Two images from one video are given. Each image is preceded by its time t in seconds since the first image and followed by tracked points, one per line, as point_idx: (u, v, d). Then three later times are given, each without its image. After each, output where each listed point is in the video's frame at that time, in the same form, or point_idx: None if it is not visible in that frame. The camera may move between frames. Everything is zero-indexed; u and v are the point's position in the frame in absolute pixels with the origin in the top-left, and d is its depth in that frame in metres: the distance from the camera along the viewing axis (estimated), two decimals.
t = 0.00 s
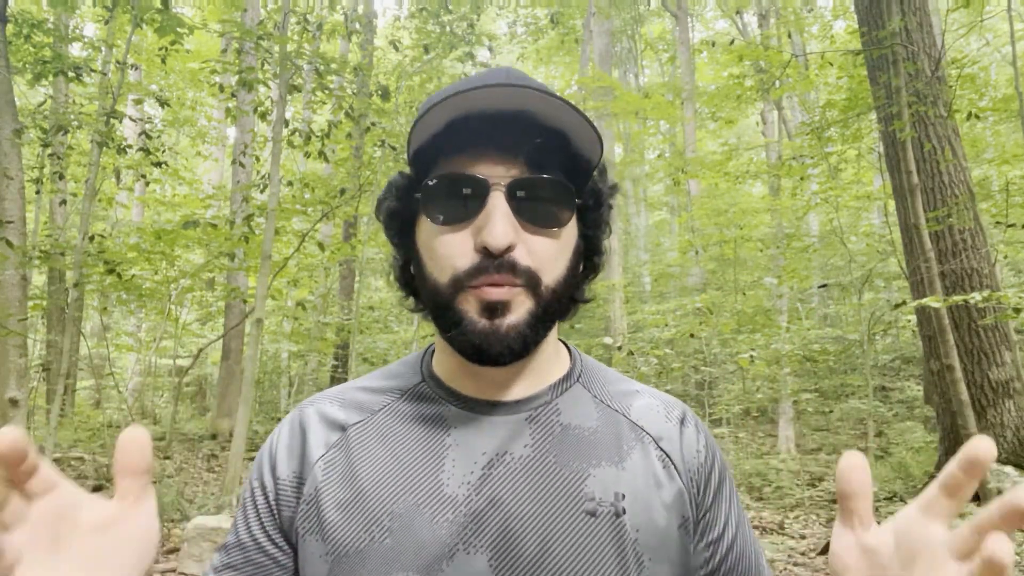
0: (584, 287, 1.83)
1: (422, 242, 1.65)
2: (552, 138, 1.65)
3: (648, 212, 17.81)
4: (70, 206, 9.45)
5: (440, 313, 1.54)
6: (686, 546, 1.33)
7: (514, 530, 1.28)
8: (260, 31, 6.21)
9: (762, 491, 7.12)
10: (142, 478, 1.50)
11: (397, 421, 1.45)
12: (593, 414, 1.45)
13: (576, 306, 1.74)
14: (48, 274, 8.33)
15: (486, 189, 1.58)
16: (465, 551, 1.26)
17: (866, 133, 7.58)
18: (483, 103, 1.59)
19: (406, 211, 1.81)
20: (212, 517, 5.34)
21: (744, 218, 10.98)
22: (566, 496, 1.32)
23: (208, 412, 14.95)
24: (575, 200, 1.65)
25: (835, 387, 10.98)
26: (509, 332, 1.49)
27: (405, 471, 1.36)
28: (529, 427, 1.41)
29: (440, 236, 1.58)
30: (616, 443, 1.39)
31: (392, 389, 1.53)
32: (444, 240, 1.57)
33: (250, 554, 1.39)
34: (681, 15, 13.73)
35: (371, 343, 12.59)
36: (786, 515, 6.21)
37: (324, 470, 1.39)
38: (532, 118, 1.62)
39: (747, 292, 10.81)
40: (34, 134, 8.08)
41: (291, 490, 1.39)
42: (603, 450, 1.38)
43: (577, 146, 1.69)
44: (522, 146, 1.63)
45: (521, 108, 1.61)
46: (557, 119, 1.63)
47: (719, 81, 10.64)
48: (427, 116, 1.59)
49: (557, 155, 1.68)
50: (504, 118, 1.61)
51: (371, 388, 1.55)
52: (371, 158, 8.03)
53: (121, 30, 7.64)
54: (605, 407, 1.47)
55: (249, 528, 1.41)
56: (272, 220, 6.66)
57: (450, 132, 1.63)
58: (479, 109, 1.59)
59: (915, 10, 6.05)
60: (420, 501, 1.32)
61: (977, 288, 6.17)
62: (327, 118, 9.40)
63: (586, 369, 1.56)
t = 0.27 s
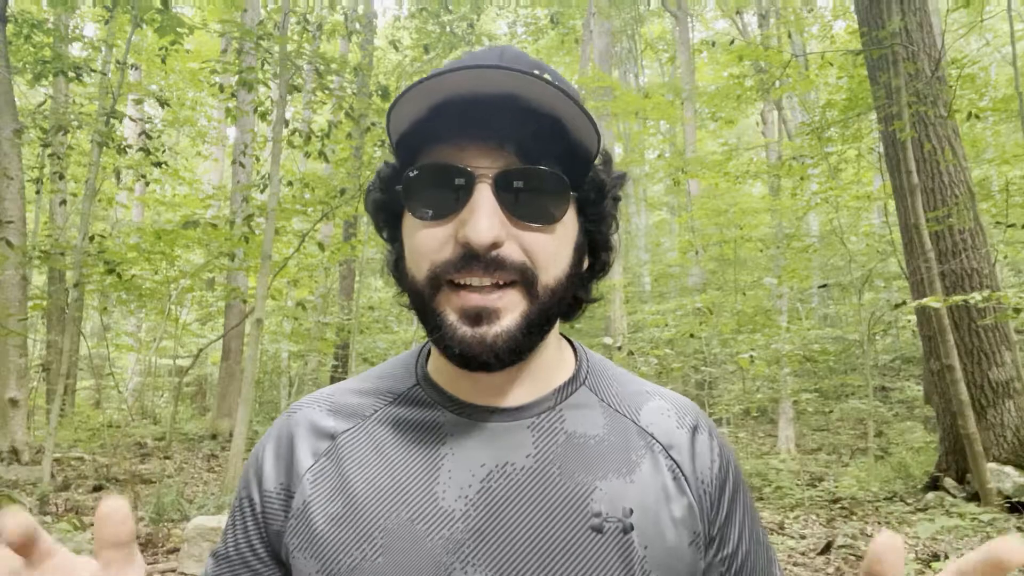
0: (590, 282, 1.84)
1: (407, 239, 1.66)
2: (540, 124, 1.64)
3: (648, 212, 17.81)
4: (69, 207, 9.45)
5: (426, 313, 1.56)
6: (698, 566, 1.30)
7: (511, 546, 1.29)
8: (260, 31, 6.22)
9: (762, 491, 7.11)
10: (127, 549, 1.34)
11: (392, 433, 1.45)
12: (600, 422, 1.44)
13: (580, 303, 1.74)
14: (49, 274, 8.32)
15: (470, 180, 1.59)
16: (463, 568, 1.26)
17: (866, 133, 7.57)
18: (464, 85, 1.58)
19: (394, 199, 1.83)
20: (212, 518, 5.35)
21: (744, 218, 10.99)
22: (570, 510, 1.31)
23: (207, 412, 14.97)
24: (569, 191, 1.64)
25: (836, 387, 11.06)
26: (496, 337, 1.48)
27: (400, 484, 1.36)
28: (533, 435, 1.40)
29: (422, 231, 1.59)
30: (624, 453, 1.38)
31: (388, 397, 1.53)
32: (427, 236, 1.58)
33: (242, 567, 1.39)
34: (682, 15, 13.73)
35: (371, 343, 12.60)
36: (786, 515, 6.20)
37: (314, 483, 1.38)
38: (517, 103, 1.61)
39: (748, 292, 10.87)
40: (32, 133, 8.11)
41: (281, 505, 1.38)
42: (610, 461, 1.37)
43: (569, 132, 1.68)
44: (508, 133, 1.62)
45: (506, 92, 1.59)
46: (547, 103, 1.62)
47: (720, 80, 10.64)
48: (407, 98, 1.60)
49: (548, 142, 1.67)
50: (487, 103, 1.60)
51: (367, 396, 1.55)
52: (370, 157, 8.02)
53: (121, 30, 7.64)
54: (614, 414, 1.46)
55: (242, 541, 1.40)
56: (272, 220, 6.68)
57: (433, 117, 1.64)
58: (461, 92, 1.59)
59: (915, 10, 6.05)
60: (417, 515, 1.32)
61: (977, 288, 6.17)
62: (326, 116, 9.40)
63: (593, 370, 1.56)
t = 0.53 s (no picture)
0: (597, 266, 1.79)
1: (437, 240, 1.61)
2: (564, 133, 1.63)
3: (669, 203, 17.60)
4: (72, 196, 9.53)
5: (458, 308, 1.51)
6: (704, 542, 1.32)
7: (528, 524, 1.28)
8: (268, 15, 6.22)
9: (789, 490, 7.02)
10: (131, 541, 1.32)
11: (408, 413, 1.45)
12: (610, 408, 1.42)
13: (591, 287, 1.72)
14: (52, 267, 8.33)
15: (503, 184, 1.55)
16: (479, 544, 1.26)
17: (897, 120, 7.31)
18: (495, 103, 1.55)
19: (418, 207, 1.77)
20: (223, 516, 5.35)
21: (771, 208, 10.76)
22: (583, 489, 1.31)
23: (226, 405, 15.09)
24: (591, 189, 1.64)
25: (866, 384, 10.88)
26: (532, 317, 1.46)
27: (417, 462, 1.36)
28: (545, 419, 1.39)
29: (456, 232, 1.54)
30: (634, 437, 1.37)
31: (401, 383, 1.52)
32: (460, 236, 1.53)
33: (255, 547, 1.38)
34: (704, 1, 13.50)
35: (384, 338, 12.58)
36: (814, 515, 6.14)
37: (334, 461, 1.38)
38: (543, 114, 1.59)
39: (774, 285, 10.70)
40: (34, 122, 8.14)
41: (300, 483, 1.39)
42: (622, 443, 1.36)
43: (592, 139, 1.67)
44: (536, 143, 1.60)
45: (533, 106, 1.57)
46: (572, 112, 1.61)
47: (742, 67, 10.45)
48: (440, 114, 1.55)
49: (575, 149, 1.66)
50: (516, 114, 1.57)
51: (381, 381, 1.54)
52: (383, 146, 7.95)
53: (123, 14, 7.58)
54: (622, 401, 1.44)
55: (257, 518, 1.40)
56: (282, 211, 6.68)
57: (463, 131, 1.58)
58: (491, 107, 1.55)
59: None
60: (434, 492, 1.32)
61: (1011, 280, 6.01)
62: (342, 106, 9.36)
63: (604, 363, 1.54)
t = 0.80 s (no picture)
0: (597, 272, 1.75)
1: (432, 231, 1.61)
2: (565, 119, 1.63)
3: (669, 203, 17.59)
4: (73, 197, 9.55)
5: (453, 302, 1.50)
6: (709, 550, 1.29)
7: (528, 531, 1.25)
8: (268, 15, 6.22)
9: (790, 491, 7.04)
10: None
11: (404, 418, 1.42)
12: (610, 411, 1.41)
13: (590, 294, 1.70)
14: (51, 266, 8.30)
15: (499, 171, 1.55)
16: (477, 552, 1.23)
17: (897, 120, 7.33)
18: (494, 83, 1.55)
19: (413, 200, 1.77)
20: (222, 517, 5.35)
21: (770, 208, 10.67)
22: (583, 494, 1.28)
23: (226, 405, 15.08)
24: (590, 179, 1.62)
25: (867, 384, 10.87)
26: (530, 315, 1.45)
27: (414, 469, 1.33)
28: (544, 423, 1.37)
29: (451, 222, 1.54)
30: (635, 440, 1.35)
31: (399, 385, 1.50)
32: (456, 225, 1.53)
33: (256, 557, 1.37)
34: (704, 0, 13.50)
35: (383, 338, 12.59)
36: (814, 516, 6.15)
37: (329, 468, 1.35)
38: (543, 97, 1.59)
39: (774, 285, 10.68)
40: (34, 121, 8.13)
41: (296, 491, 1.36)
42: (622, 447, 1.34)
43: (590, 127, 1.66)
44: (535, 127, 1.60)
45: (533, 88, 1.57)
46: (572, 98, 1.60)
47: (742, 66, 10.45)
48: (438, 99, 1.55)
49: (573, 137, 1.65)
50: (516, 97, 1.57)
51: (378, 384, 1.52)
52: (383, 146, 7.95)
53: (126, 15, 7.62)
54: (623, 402, 1.43)
55: (256, 528, 1.38)
56: (282, 211, 6.68)
57: (460, 115, 1.59)
58: (489, 89, 1.55)
59: None
60: (430, 500, 1.29)
61: (1011, 281, 6.01)
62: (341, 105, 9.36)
63: (604, 363, 1.52)
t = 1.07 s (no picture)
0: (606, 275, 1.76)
1: (420, 230, 1.61)
2: (559, 113, 1.59)
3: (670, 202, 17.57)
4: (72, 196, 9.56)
5: (439, 305, 1.51)
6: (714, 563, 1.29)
7: (528, 546, 1.24)
8: (268, 14, 6.22)
9: (791, 491, 7.04)
10: None
11: (401, 429, 1.41)
12: (616, 420, 1.40)
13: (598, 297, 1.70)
14: (49, 267, 8.30)
15: (486, 172, 1.54)
16: (474, 569, 1.22)
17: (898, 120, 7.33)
18: (480, 72, 1.54)
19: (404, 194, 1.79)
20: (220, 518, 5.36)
21: (770, 208, 10.64)
22: (587, 509, 1.27)
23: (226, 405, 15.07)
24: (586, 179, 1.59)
25: (868, 385, 10.85)
26: (514, 327, 1.44)
27: (411, 483, 1.32)
28: (547, 434, 1.36)
29: (438, 223, 1.54)
30: (643, 453, 1.34)
31: (397, 393, 1.49)
32: (443, 227, 1.53)
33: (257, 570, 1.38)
34: None
35: (384, 338, 12.58)
36: (815, 517, 6.14)
37: (325, 483, 1.35)
38: (535, 89, 1.56)
39: (775, 285, 10.67)
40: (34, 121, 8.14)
41: (293, 505, 1.36)
42: (628, 460, 1.33)
43: (588, 122, 1.63)
44: (525, 120, 1.57)
45: (523, 80, 1.56)
46: (564, 89, 1.57)
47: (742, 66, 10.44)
48: (420, 87, 1.56)
49: (568, 130, 1.62)
50: (504, 89, 1.55)
51: (375, 391, 1.51)
52: (383, 146, 7.96)
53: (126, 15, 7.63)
54: (630, 411, 1.41)
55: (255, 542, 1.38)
56: (281, 211, 6.67)
57: (446, 107, 1.59)
58: (476, 81, 1.54)
59: None
60: (427, 516, 1.28)
61: (1012, 281, 6.01)
62: (340, 104, 9.36)
63: (610, 367, 1.51)
